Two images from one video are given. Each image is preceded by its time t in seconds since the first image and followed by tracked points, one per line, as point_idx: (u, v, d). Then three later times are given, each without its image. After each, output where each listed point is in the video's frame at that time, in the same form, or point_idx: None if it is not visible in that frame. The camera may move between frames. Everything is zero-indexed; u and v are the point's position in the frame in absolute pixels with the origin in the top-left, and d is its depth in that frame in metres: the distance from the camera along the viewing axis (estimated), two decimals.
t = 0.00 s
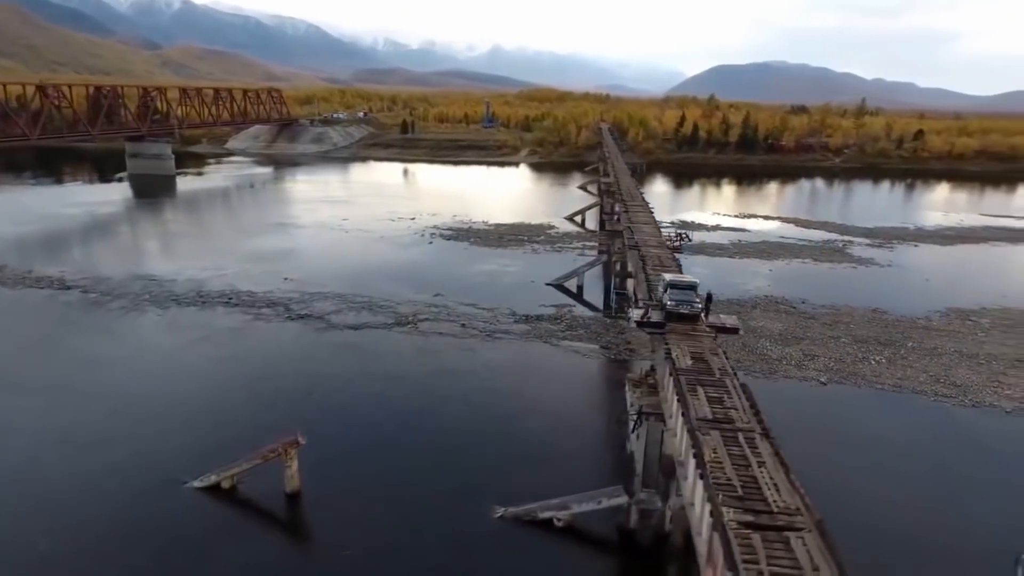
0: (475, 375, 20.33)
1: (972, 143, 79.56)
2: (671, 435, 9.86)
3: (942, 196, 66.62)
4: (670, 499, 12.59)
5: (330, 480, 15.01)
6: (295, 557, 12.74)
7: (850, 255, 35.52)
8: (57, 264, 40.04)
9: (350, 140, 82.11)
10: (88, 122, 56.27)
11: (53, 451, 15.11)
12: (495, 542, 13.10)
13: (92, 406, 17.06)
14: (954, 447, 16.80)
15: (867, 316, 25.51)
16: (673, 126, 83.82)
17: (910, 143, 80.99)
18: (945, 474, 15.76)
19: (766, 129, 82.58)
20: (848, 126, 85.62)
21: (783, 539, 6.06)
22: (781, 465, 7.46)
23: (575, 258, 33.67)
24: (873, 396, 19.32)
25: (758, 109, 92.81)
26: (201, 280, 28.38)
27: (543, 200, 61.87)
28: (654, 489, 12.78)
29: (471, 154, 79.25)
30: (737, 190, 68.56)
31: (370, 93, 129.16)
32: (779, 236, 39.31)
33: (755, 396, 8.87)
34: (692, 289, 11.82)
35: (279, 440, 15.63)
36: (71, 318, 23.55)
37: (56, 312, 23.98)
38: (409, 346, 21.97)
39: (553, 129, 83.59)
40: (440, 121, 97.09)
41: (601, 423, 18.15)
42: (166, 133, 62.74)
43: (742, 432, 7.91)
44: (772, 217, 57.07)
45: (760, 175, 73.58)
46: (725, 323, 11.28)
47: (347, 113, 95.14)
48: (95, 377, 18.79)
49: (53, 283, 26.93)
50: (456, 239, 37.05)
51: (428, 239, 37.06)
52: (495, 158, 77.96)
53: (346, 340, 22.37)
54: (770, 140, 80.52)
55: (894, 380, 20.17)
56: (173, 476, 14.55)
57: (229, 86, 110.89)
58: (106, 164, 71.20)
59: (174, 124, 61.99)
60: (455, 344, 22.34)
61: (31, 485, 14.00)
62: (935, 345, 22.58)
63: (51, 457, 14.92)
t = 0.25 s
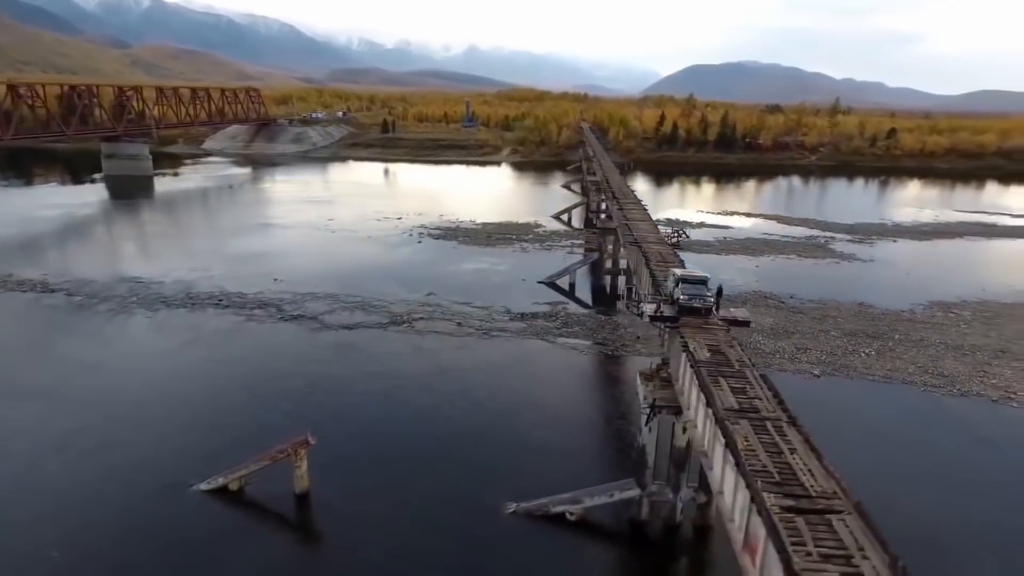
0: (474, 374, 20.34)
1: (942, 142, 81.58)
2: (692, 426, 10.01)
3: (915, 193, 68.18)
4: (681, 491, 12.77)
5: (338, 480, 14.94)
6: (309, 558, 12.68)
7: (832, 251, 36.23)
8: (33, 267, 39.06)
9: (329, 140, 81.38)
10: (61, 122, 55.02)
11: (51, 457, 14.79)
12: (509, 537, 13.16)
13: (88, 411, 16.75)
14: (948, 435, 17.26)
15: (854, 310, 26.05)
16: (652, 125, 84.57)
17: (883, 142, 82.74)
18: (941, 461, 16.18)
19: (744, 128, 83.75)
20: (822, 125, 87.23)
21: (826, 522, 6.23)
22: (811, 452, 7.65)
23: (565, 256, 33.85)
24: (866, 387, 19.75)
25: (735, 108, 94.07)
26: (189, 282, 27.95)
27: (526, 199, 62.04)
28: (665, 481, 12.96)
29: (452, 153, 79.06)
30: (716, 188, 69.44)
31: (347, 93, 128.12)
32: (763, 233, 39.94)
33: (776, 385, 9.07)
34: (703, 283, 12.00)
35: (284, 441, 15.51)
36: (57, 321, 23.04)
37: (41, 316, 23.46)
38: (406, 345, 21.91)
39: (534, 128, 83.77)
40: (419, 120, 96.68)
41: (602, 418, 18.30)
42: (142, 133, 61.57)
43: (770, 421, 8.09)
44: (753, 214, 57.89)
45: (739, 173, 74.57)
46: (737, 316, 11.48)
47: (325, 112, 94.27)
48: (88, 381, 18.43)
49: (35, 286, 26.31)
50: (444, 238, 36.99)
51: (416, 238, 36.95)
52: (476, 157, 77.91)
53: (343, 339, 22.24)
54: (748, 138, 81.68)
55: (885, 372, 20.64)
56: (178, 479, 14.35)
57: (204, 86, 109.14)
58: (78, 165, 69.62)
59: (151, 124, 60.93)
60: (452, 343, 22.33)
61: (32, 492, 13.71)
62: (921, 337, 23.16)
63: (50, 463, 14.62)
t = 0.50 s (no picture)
0: (473, 372, 20.41)
1: (919, 140, 83.12)
2: (705, 419, 10.18)
3: (894, 190, 69.40)
4: (689, 484, 12.99)
5: (345, 480, 14.91)
6: (321, 559, 12.66)
7: (818, 247, 36.81)
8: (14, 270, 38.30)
9: (312, 139, 80.75)
10: (39, 122, 54.02)
11: (51, 462, 14.58)
12: (518, 534, 13.26)
13: (86, 414, 16.53)
14: (941, 426, 17.68)
15: (843, 305, 26.52)
16: (636, 124, 85.11)
17: (862, 140, 84.10)
18: (937, 451, 16.57)
19: (726, 127, 84.66)
20: (802, 124, 88.45)
21: (855, 508, 6.41)
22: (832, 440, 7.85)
23: (556, 254, 34.00)
24: (860, 380, 20.15)
25: (717, 108, 95.01)
26: (179, 283, 27.64)
27: (512, 198, 62.15)
28: (672, 474, 13.19)
29: (436, 153, 78.88)
30: (699, 186, 70.13)
31: (329, 93, 127.18)
32: (749, 230, 40.44)
33: (791, 377, 9.25)
34: (711, 279, 12.18)
35: (289, 442, 15.44)
36: (46, 325, 22.66)
37: (30, 319, 23.06)
38: (404, 345, 21.89)
39: (518, 128, 83.85)
40: (403, 120, 96.30)
41: (602, 414, 18.47)
42: (122, 133, 60.62)
43: (790, 412, 8.27)
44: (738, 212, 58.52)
45: (722, 172, 75.38)
46: (744, 311, 11.69)
47: (307, 112, 93.46)
48: (83, 385, 18.18)
49: (21, 290, 25.83)
50: (434, 237, 36.93)
51: (406, 237, 36.87)
52: (461, 157, 77.79)
53: (339, 339, 22.16)
54: (730, 138, 82.61)
55: (877, 365, 21.04)
56: (183, 482, 14.23)
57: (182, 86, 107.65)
58: (56, 166, 68.33)
59: (131, 124, 60.02)
60: (449, 342, 22.37)
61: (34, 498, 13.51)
62: (910, 331, 23.65)
63: (51, 468, 14.42)
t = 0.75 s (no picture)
0: (473, 371, 20.46)
1: (897, 139, 84.56)
2: (719, 413, 10.35)
3: (874, 188, 70.55)
4: (696, 478, 13.15)
5: (352, 480, 14.87)
6: (332, 558, 12.64)
7: (805, 244, 37.34)
8: None
9: (296, 140, 80.07)
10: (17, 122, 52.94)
11: (52, 468, 14.39)
12: (528, 530, 13.35)
13: (85, 419, 16.32)
14: (935, 418, 18.07)
15: (833, 300, 26.96)
16: (621, 124, 85.57)
17: (842, 139, 85.35)
18: (932, 442, 16.93)
19: (709, 126, 85.45)
20: (784, 123, 89.56)
21: (883, 495, 6.59)
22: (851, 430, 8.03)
23: (547, 253, 34.12)
24: (854, 374, 20.50)
25: (699, 107, 95.82)
26: (169, 285, 27.31)
27: (499, 197, 62.14)
28: (679, 468, 13.36)
29: (421, 152, 78.63)
30: (683, 185, 70.70)
31: (311, 92, 126.13)
32: (737, 228, 40.89)
33: (805, 370, 9.44)
34: (719, 275, 12.38)
35: (294, 442, 15.36)
36: (35, 328, 22.29)
37: (18, 322, 22.65)
38: (402, 345, 21.87)
39: (503, 127, 83.86)
40: (386, 120, 95.80)
41: (603, 411, 18.60)
42: (102, 133, 59.63)
43: (808, 404, 8.45)
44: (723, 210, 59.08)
45: (706, 170, 76.05)
46: (752, 306, 11.87)
47: (290, 112, 92.58)
48: (79, 388, 17.92)
49: (7, 293, 25.36)
50: (425, 237, 36.86)
51: (396, 237, 36.77)
52: (446, 156, 77.61)
53: (336, 339, 22.08)
54: (713, 137, 83.37)
55: (869, 359, 21.44)
56: (189, 484, 14.10)
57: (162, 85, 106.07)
58: (33, 167, 67.00)
59: (112, 124, 59.09)
60: (447, 341, 22.38)
61: (36, 504, 13.33)
62: (899, 325, 24.12)
63: (51, 474, 14.22)
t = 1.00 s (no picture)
0: (474, 368, 20.51)
1: (875, 138, 86.07)
2: (735, 405, 10.53)
3: (854, 186, 71.74)
4: (705, 470, 13.34)
5: (360, 479, 14.84)
6: (346, 558, 12.61)
7: (793, 241, 37.90)
8: None
9: (279, 140, 79.31)
10: None
11: (54, 472, 14.17)
12: (540, 526, 13.44)
13: (85, 422, 16.09)
14: (930, 409, 18.47)
15: (824, 296, 27.41)
16: (605, 123, 86.01)
17: (822, 137, 86.66)
18: (928, 433, 17.30)
19: (692, 126, 86.26)
20: (765, 122, 90.72)
21: (914, 480, 6.80)
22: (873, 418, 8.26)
23: (540, 252, 34.25)
24: (848, 368, 20.87)
25: (681, 106, 96.63)
26: (160, 287, 26.97)
27: (486, 197, 62.11)
28: (689, 462, 13.52)
29: (406, 152, 78.36)
30: (667, 183, 71.26)
31: (291, 92, 124.95)
32: (725, 226, 41.35)
33: (822, 360, 9.64)
34: (727, 270, 12.65)
35: (300, 443, 15.27)
36: (26, 332, 21.89)
37: (7, 326, 22.22)
38: (402, 344, 21.84)
39: (488, 127, 83.84)
40: (370, 120, 95.28)
41: (606, 406, 18.75)
42: (81, 133, 58.57)
43: (830, 393, 8.65)
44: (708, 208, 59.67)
45: (690, 169, 76.73)
46: (762, 300, 12.10)
47: (272, 112, 91.65)
48: (76, 392, 17.65)
49: None
50: (416, 236, 36.76)
51: (387, 237, 36.64)
52: (431, 156, 77.39)
53: (335, 340, 21.97)
54: (696, 136, 84.14)
55: (862, 352, 21.85)
56: (195, 487, 13.94)
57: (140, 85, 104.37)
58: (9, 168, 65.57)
59: (92, 124, 58.06)
60: (446, 340, 22.36)
61: (41, 509, 13.11)
62: (889, 319, 24.60)
63: (54, 479, 13.99)
